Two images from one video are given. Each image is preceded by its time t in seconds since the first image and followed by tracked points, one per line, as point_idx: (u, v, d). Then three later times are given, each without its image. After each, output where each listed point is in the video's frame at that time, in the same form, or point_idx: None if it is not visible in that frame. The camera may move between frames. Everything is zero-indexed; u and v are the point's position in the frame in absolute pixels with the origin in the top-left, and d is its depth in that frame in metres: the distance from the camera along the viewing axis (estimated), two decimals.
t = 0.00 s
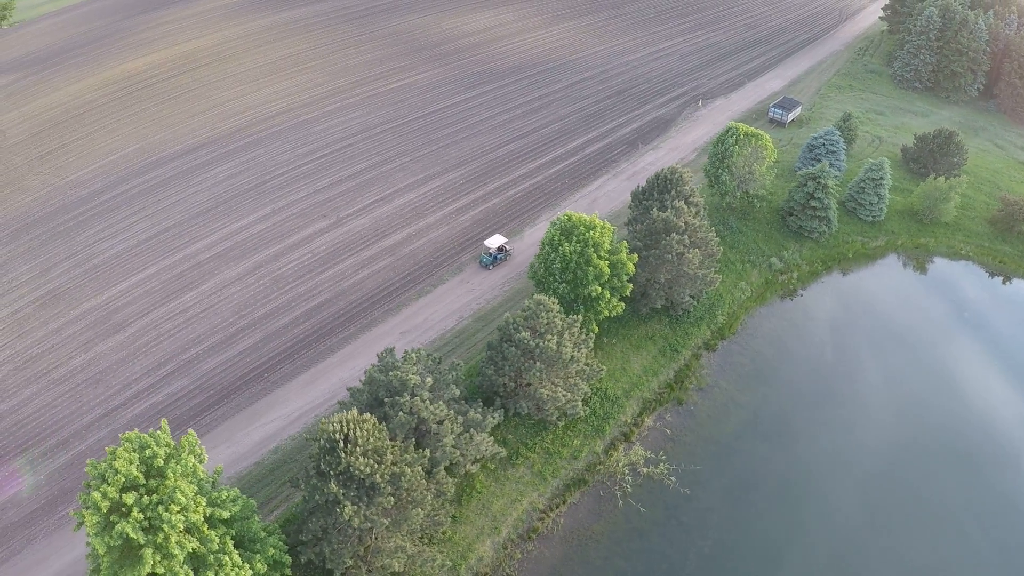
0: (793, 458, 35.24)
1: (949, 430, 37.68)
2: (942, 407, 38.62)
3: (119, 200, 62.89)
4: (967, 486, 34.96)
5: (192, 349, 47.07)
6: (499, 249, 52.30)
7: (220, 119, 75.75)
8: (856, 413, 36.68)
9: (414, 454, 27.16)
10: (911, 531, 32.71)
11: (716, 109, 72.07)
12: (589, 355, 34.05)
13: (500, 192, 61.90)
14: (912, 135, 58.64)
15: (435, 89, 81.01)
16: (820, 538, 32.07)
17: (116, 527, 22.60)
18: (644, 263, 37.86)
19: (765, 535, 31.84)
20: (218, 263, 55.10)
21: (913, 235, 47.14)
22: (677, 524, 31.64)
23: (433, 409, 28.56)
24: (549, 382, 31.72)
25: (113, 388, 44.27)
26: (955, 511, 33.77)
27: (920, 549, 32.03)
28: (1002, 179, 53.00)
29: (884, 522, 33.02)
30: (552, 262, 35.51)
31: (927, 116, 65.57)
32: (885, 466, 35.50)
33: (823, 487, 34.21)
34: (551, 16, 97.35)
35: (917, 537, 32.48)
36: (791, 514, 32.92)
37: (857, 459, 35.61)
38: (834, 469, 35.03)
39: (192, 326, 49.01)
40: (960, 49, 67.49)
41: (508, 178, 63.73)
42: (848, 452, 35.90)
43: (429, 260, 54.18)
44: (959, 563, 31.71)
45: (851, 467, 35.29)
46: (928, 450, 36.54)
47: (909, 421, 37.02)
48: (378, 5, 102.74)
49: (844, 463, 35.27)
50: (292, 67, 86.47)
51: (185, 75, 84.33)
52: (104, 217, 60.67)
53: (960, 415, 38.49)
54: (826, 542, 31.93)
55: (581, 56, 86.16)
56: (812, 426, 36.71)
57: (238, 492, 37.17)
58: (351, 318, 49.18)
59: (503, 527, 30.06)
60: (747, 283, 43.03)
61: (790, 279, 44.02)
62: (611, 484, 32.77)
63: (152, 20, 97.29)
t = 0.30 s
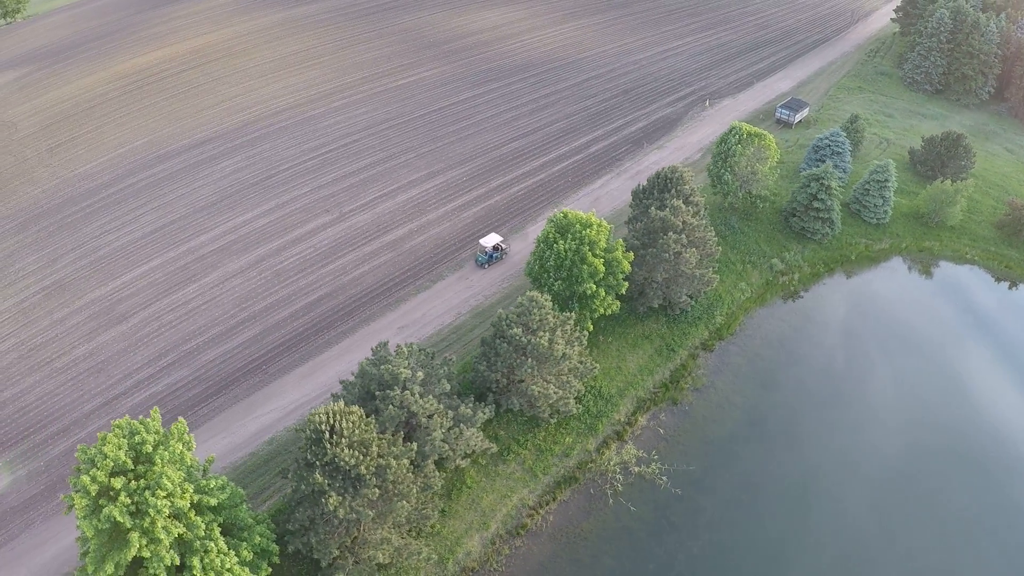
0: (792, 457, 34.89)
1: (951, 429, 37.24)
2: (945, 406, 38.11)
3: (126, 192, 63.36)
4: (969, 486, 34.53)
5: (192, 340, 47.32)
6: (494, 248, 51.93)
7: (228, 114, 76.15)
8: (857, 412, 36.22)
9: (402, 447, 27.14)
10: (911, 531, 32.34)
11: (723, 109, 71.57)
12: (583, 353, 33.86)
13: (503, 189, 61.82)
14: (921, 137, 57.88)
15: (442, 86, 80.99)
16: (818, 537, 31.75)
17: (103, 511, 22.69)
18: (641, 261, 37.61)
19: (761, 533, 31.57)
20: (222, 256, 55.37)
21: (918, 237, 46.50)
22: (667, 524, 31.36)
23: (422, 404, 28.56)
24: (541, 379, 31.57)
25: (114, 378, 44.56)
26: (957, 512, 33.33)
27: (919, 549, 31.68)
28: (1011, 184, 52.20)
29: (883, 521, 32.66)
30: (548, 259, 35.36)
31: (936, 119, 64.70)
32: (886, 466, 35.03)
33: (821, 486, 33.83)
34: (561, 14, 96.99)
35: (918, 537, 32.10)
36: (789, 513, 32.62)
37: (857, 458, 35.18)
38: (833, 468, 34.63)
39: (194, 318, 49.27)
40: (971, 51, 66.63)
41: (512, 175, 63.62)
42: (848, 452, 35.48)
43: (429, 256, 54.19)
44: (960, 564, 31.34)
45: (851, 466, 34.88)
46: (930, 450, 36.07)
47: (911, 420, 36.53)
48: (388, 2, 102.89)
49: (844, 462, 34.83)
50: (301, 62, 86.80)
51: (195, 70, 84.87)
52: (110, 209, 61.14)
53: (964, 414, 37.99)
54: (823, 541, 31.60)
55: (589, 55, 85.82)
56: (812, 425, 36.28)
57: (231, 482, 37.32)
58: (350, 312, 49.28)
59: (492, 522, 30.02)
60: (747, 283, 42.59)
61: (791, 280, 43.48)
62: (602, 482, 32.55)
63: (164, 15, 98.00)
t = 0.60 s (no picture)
0: (793, 454, 34.70)
1: (955, 429, 36.68)
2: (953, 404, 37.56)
3: (140, 182, 64.16)
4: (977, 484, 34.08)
5: (199, 328, 47.80)
6: (497, 245, 51.59)
7: (242, 106, 76.79)
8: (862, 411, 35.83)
9: (394, 437, 27.24)
10: (917, 531, 31.98)
11: (737, 110, 70.89)
12: (581, 349, 33.72)
13: (512, 185, 61.76)
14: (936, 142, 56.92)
15: (455, 82, 81.04)
16: (821, 534, 31.58)
17: (98, 489, 23.09)
18: (643, 260, 37.32)
19: (762, 530, 31.44)
20: (231, 246, 55.85)
21: (928, 242, 45.72)
22: (660, 524, 31.12)
23: (417, 395, 28.64)
24: (537, 374, 31.51)
25: (120, 363, 45.12)
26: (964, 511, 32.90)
27: (925, 548, 31.35)
28: None
29: (887, 519, 32.36)
30: (548, 255, 35.26)
31: (953, 124, 63.63)
32: (891, 465, 34.63)
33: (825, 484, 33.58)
34: (577, 12, 96.61)
35: (923, 536, 31.75)
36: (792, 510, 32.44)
37: (861, 457, 34.84)
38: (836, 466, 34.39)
39: (201, 306, 49.76)
40: (990, 56, 65.50)
41: (521, 172, 63.52)
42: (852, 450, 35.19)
43: (436, 250, 54.28)
44: (963, 563, 30.92)
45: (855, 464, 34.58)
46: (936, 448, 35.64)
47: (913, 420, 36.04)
48: None
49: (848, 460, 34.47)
50: (316, 56, 87.28)
51: (212, 62, 85.64)
52: (124, 198, 61.96)
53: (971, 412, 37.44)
54: (827, 539, 31.38)
55: (604, 53, 85.41)
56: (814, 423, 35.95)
57: (230, 469, 37.65)
58: (354, 304, 49.50)
59: (485, 515, 30.12)
60: (752, 284, 42.11)
61: (798, 282, 42.86)
62: (597, 479, 32.40)
63: (184, 8, 99.01)
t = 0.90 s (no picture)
0: (802, 455, 34.44)
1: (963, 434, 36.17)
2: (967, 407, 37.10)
3: (158, 170, 65.14)
4: (990, 488, 33.70)
5: (211, 314, 48.44)
6: (504, 242, 51.40)
7: (262, 98, 77.60)
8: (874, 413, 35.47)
9: (393, 425, 27.47)
10: (928, 534, 31.68)
11: (755, 112, 70.20)
12: (584, 345, 33.67)
13: (526, 181, 61.76)
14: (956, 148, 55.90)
15: (473, 78, 81.17)
16: (831, 537, 31.33)
17: (99, 465, 23.58)
18: (650, 258, 37.16)
19: (770, 531, 31.25)
20: (245, 235, 56.49)
21: (943, 249, 44.90)
22: (658, 523, 30.94)
23: (418, 385, 28.87)
24: (538, 368, 31.55)
25: (133, 347, 45.88)
26: (977, 515, 32.53)
27: (934, 554, 30.98)
28: None
29: (890, 523, 31.99)
30: (554, 251, 35.27)
31: (975, 131, 62.58)
32: (902, 468, 34.29)
33: (835, 486, 33.28)
34: (598, 11, 96.17)
35: (926, 541, 31.38)
36: (800, 512, 32.20)
37: (871, 459, 34.48)
38: (846, 469, 34.08)
39: (214, 293, 50.41)
40: (1013, 62, 64.25)
41: (535, 169, 63.48)
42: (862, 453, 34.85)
43: (447, 244, 54.47)
44: (967, 569, 30.51)
45: (866, 467, 34.23)
46: (949, 452, 35.23)
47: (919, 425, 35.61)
48: None
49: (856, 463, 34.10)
50: (336, 50, 87.87)
51: (234, 54, 86.63)
52: (143, 186, 62.96)
53: (985, 415, 37.00)
54: (837, 542, 31.11)
55: (624, 52, 84.97)
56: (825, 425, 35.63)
57: (235, 452, 38.15)
58: (364, 295, 49.83)
59: (483, 506, 30.28)
60: (762, 286, 41.71)
61: (808, 285, 42.39)
62: (597, 475, 32.35)
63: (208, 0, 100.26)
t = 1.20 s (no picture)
0: (809, 460, 34.13)
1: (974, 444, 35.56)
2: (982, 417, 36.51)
3: (180, 159, 66.34)
4: (1002, 500, 33.18)
5: (225, 301, 49.27)
6: (514, 239, 51.46)
7: (285, 90, 78.59)
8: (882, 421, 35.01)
9: (394, 413, 27.83)
10: (931, 545, 31.25)
11: (775, 115, 69.54)
12: (590, 341, 33.74)
13: (542, 178, 61.84)
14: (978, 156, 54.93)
15: (494, 75, 81.40)
16: (837, 543, 31.02)
17: (104, 440, 24.18)
18: (659, 258, 37.11)
19: (774, 535, 31.02)
20: (262, 224, 57.33)
21: (959, 258, 44.10)
22: (656, 522, 30.89)
23: (421, 375, 29.20)
24: (542, 363, 31.69)
25: (148, 331, 46.87)
26: (987, 527, 32.06)
27: (937, 564, 30.59)
28: None
29: (894, 531, 31.56)
30: (563, 247, 35.37)
31: (998, 140, 61.60)
32: (907, 476, 33.86)
33: (842, 493, 32.94)
34: (622, 11, 95.73)
35: (929, 550, 31.00)
36: (806, 517, 31.93)
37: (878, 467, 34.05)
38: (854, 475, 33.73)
39: (229, 281, 51.26)
40: None
41: (552, 166, 63.56)
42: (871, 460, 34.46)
43: (460, 238, 54.76)
44: None
45: (875, 474, 33.84)
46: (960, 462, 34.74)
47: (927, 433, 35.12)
48: None
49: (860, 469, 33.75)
50: (360, 44, 88.65)
51: (259, 46, 87.83)
52: (164, 174, 64.14)
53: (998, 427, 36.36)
54: (843, 548, 30.78)
55: (646, 53, 84.59)
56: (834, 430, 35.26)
57: (244, 436, 38.85)
58: (377, 286, 50.34)
59: (482, 498, 30.53)
60: (773, 289, 41.40)
61: (820, 290, 41.99)
62: (597, 472, 32.39)
63: None
